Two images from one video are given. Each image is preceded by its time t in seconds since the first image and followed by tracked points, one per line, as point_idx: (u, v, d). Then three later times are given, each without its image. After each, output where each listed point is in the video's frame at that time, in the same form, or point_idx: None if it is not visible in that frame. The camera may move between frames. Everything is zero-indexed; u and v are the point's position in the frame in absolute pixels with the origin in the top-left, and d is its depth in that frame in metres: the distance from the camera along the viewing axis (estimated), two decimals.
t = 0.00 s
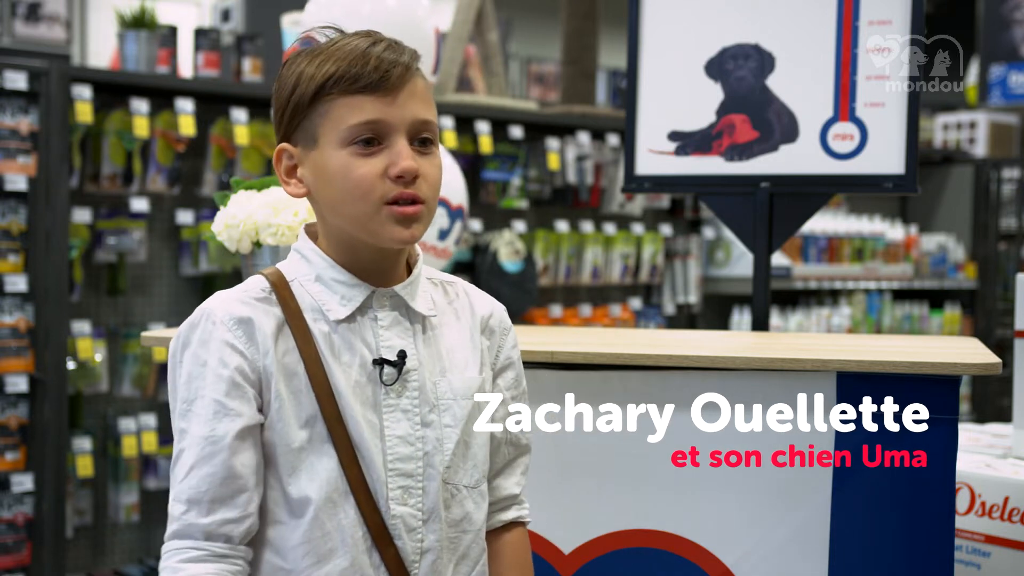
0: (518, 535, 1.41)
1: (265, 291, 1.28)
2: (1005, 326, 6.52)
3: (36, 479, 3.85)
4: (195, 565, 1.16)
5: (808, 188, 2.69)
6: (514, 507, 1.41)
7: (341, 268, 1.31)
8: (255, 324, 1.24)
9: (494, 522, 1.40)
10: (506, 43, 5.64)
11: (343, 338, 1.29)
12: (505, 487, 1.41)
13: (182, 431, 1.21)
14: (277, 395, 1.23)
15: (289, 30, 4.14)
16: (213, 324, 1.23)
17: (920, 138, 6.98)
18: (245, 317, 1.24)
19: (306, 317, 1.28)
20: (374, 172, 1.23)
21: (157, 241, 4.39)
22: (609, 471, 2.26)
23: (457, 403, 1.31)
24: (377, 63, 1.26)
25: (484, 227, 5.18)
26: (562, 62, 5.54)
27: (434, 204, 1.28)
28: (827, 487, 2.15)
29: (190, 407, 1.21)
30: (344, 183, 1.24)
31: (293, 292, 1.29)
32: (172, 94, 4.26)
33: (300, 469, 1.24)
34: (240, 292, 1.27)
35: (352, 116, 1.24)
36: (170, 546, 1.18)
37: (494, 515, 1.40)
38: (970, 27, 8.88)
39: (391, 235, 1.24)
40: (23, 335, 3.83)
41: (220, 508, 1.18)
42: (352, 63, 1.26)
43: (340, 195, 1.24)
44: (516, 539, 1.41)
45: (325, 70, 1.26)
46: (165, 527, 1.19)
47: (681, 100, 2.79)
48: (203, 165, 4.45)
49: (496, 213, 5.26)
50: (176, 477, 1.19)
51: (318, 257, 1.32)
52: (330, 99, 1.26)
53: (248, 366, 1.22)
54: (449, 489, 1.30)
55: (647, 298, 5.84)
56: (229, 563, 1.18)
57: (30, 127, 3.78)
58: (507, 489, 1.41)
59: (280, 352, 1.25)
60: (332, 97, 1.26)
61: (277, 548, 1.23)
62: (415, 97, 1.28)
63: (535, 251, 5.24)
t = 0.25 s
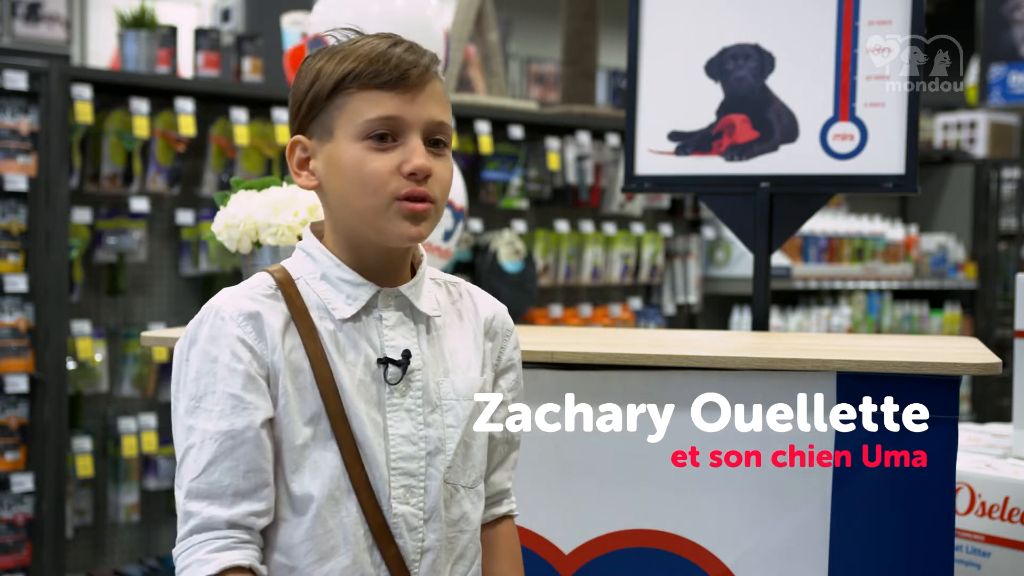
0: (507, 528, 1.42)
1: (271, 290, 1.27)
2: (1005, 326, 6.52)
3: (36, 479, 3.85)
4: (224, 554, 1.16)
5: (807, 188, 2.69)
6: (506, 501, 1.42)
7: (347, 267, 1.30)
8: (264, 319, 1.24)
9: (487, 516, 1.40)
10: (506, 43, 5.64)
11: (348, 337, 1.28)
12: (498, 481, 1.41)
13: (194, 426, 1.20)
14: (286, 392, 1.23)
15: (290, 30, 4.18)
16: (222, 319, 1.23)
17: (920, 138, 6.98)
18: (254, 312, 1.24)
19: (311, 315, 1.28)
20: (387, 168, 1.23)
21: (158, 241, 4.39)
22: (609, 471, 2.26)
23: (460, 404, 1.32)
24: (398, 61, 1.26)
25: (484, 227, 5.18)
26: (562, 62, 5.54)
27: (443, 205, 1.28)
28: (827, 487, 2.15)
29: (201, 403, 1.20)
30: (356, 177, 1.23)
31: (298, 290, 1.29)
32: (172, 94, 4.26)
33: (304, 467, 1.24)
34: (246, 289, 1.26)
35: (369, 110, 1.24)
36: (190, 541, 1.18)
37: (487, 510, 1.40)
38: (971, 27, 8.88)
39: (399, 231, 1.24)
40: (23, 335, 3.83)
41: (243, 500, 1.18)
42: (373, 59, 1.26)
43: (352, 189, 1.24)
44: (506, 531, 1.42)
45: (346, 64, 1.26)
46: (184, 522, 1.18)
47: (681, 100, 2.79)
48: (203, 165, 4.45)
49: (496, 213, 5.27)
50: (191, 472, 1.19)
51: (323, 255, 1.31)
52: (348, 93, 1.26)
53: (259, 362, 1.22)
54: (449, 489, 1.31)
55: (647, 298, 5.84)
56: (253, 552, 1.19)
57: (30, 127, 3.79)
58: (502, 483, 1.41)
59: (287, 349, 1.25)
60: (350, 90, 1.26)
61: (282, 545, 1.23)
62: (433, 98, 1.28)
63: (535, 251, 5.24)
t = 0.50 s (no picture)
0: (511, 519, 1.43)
1: (270, 293, 1.27)
2: (1005, 326, 6.51)
3: (36, 479, 3.85)
4: (230, 561, 1.17)
5: (807, 188, 2.70)
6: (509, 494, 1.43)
7: (344, 269, 1.30)
8: (262, 323, 1.24)
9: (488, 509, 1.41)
10: (506, 43, 5.64)
11: (347, 338, 1.28)
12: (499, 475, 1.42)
13: (197, 431, 1.20)
14: (285, 395, 1.23)
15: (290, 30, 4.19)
16: (221, 324, 1.22)
17: (920, 138, 6.98)
18: (252, 316, 1.24)
19: (310, 317, 1.28)
20: (387, 166, 1.23)
21: (158, 241, 4.39)
22: (609, 471, 2.26)
23: (462, 402, 1.32)
24: (407, 62, 1.27)
25: (484, 227, 5.18)
26: (562, 62, 5.54)
27: (439, 208, 1.28)
28: (827, 487, 2.15)
29: (202, 409, 1.20)
30: (356, 173, 1.23)
31: (297, 293, 1.29)
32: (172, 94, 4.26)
33: (306, 469, 1.24)
34: (244, 293, 1.26)
35: (374, 108, 1.25)
36: (196, 547, 1.18)
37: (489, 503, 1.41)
38: (971, 28, 8.88)
39: (395, 230, 1.24)
40: (23, 335, 3.83)
41: (247, 504, 1.18)
42: (381, 58, 1.26)
43: (351, 184, 1.24)
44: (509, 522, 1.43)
45: (355, 60, 1.27)
46: (189, 527, 1.18)
47: (681, 100, 2.79)
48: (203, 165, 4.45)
49: (496, 213, 5.27)
50: (195, 477, 1.19)
51: (321, 257, 1.31)
52: (354, 89, 1.26)
53: (258, 365, 1.22)
54: (451, 488, 1.30)
55: (647, 298, 5.85)
56: (257, 557, 1.19)
57: (30, 127, 3.78)
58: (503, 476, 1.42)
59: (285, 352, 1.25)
60: (356, 87, 1.26)
61: (287, 548, 1.23)
62: (438, 102, 1.28)
63: (535, 251, 5.24)
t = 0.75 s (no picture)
0: (530, 514, 1.42)
1: (262, 297, 1.29)
2: (1005, 326, 6.51)
3: (36, 479, 3.85)
4: (192, 566, 1.20)
5: (807, 188, 2.70)
6: (525, 489, 1.42)
7: (337, 272, 1.31)
8: (250, 329, 1.25)
9: (504, 505, 1.40)
10: (506, 43, 5.64)
11: (341, 340, 1.29)
12: (516, 470, 1.42)
13: (179, 434, 1.23)
14: (272, 400, 1.24)
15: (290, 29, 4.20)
16: (208, 330, 1.25)
17: (920, 138, 6.98)
18: (239, 323, 1.25)
19: (302, 320, 1.28)
20: (369, 163, 1.22)
21: (157, 241, 4.39)
22: (609, 471, 2.26)
23: (458, 401, 1.31)
24: (380, 57, 1.26)
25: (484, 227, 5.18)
26: (562, 62, 5.54)
27: (428, 201, 1.27)
28: (827, 487, 2.15)
29: (187, 412, 1.24)
30: (338, 172, 1.23)
31: (291, 296, 1.30)
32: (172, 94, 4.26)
33: (299, 473, 1.25)
34: (237, 298, 1.28)
35: (351, 105, 1.25)
36: (168, 547, 1.21)
37: (505, 498, 1.40)
38: (970, 27, 8.88)
39: (383, 226, 1.23)
40: (23, 335, 3.83)
41: (217, 511, 1.21)
42: (354, 55, 1.27)
43: (334, 185, 1.24)
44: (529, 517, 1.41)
45: (328, 60, 1.27)
46: (165, 527, 1.22)
47: (681, 100, 2.79)
48: (203, 165, 4.45)
49: (496, 213, 5.27)
50: (175, 479, 1.23)
51: (316, 260, 1.32)
52: (331, 90, 1.26)
53: (243, 371, 1.24)
54: (452, 486, 1.30)
55: (647, 298, 5.85)
56: (227, 563, 1.22)
57: (30, 127, 3.79)
58: (518, 471, 1.42)
59: (276, 357, 1.26)
60: (333, 87, 1.26)
61: (278, 550, 1.26)
62: (416, 93, 1.27)
63: (535, 251, 5.23)
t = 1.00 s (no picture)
0: (544, 520, 1.39)
1: (261, 300, 1.30)
2: (1005, 325, 6.51)
3: (36, 479, 3.85)
4: (178, 552, 1.23)
5: (807, 188, 2.70)
6: (539, 494, 1.40)
7: (333, 274, 1.31)
8: (244, 334, 1.25)
9: (513, 510, 1.39)
10: (506, 43, 5.64)
11: (336, 343, 1.29)
12: (523, 474, 1.40)
13: (173, 433, 1.26)
14: (265, 406, 1.25)
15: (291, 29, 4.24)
16: (205, 333, 1.26)
17: (920, 138, 6.98)
18: (235, 328, 1.25)
19: (299, 323, 1.29)
20: (341, 173, 1.21)
21: (157, 241, 4.39)
22: (608, 471, 2.26)
23: (456, 403, 1.30)
24: (335, 62, 1.24)
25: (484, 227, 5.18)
26: (562, 62, 5.55)
27: (411, 200, 1.25)
28: (827, 487, 2.15)
29: (182, 412, 1.26)
30: (314, 186, 1.23)
31: (291, 298, 1.31)
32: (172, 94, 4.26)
33: (293, 477, 1.26)
34: (237, 300, 1.29)
35: (316, 118, 1.23)
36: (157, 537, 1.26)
37: (516, 502, 1.39)
38: (970, 27, 8.88)
39: (366, 233, 1.21)
40: (23, 335, 3.83)
41: (200, 511, 1.23)
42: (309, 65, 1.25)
43: (313, 200, 1.23)
44: (542, 524, 1.39)
45: (288, 75, 1.26)
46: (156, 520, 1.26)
47: (681, 100, 2.79)
48: (203, 165, 4.45)
49: (496, 213, 5.27)
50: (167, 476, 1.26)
51: (313, 263, 1.33)
52: (295, 105, 1.26)
53: (236, 376, 1.24)
54: (450, 488, 1.29)
55: (647, 298, 5.85)
56: (213, 552, 1.25)
57: (30, 127, 3.79)
58: (529, 476, 1.40)
59: (271, 361, 1.27)
60: (297, 101, 1.25)
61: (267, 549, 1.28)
62: (378, 90, 1.25)
63: (535, 251, 5.23)
